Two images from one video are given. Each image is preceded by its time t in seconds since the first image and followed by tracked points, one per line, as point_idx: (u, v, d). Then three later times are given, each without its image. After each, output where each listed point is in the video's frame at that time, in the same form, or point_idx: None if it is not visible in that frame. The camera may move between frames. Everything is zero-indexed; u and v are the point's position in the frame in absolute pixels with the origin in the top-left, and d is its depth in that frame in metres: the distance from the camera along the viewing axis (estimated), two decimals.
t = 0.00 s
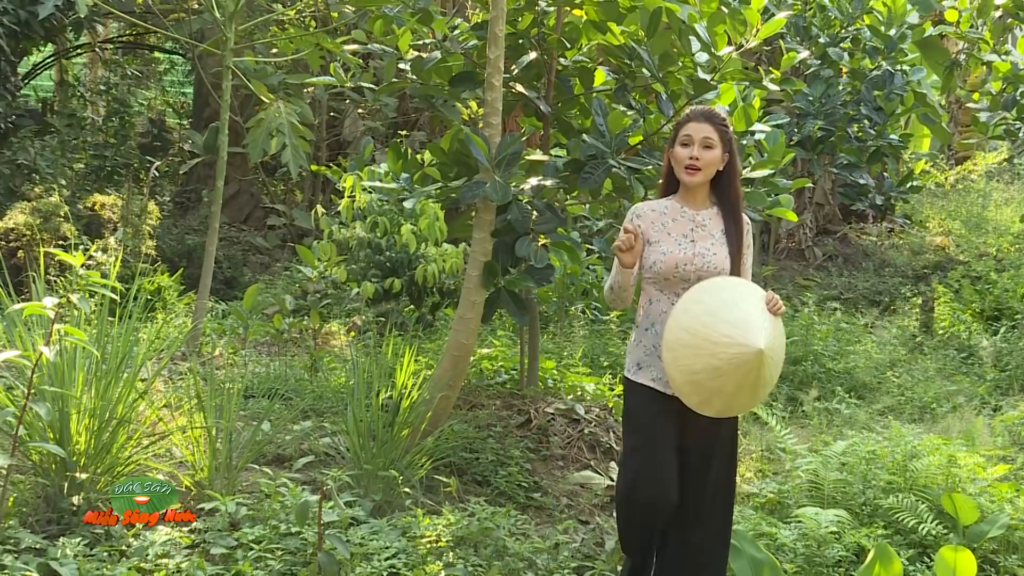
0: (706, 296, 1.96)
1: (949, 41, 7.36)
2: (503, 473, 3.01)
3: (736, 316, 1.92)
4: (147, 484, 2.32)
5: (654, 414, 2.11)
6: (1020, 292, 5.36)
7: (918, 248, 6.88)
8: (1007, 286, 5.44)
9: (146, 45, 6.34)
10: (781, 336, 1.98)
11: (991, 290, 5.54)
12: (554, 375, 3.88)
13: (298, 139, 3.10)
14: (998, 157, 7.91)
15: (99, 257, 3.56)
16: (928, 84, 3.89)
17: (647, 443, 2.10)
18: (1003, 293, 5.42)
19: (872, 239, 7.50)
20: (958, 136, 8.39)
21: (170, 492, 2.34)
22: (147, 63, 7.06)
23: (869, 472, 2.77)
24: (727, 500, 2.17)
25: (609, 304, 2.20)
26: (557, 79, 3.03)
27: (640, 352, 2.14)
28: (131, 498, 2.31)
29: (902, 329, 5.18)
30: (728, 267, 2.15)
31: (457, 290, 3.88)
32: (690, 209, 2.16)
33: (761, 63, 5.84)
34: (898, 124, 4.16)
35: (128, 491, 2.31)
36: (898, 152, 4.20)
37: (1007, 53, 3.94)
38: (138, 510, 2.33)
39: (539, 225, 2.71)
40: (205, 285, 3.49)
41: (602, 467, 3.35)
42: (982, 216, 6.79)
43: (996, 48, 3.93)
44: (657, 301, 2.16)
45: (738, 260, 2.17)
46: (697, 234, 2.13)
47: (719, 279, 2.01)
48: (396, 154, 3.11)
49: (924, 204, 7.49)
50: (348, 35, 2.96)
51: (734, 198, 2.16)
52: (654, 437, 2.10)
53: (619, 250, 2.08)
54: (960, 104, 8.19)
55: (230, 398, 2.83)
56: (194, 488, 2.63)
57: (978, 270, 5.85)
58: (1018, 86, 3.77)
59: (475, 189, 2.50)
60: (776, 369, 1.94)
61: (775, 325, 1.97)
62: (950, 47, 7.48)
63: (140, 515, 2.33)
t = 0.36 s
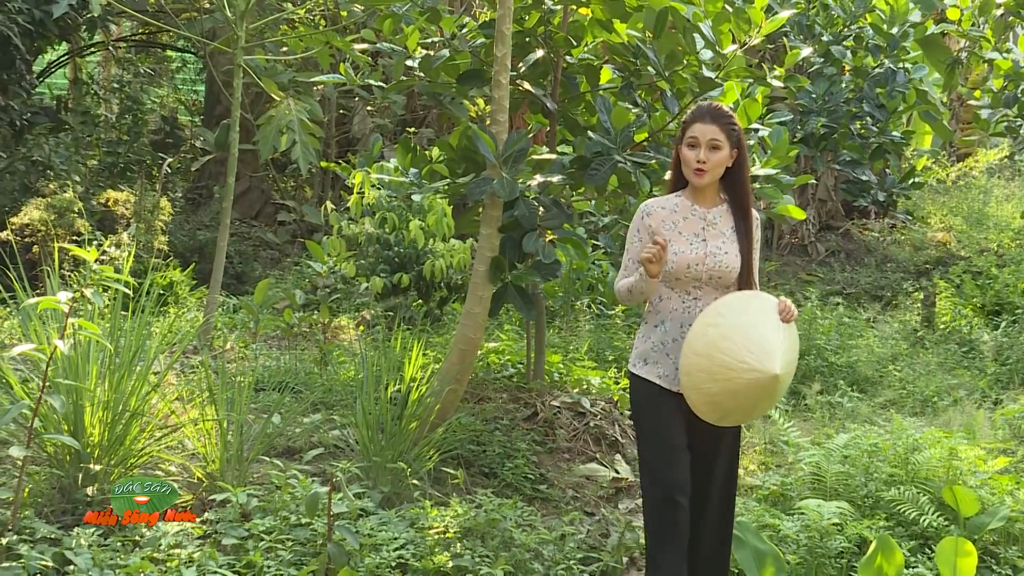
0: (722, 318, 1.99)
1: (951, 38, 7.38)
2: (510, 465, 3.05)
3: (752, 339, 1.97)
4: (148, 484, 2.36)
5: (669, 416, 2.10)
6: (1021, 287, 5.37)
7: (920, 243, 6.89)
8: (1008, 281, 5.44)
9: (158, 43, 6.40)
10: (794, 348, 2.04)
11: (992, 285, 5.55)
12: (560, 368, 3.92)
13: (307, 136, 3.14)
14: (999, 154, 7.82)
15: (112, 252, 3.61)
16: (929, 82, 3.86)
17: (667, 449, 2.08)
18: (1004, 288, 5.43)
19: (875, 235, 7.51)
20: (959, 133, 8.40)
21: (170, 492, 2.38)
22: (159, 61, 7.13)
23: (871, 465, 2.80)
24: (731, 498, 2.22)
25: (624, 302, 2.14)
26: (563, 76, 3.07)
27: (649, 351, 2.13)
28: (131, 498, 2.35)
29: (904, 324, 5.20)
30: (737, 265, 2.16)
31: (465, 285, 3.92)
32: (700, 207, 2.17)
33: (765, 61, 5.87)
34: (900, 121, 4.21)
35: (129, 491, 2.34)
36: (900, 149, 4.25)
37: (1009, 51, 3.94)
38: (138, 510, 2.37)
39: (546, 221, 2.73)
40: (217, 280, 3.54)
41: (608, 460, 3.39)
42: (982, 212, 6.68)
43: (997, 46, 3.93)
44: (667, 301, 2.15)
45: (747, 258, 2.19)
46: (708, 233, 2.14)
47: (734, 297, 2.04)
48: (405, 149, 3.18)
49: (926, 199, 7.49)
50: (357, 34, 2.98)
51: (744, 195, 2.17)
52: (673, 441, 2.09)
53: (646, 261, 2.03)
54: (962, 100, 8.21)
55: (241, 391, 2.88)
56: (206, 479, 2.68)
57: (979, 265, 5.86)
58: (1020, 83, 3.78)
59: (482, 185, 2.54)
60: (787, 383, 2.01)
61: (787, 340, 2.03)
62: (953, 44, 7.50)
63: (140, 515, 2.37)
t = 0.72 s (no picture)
0: (742, 320, 2.02)
1: (955, 38, 7.41)
2: (517, 462, 3.09)
3: (775, 337, 1.99)
4: (147, 484, 2.36)
5: (673, 420, 2.12)
6: None
7: (924, 241, 6.90)
8: (1011, 280, 5.44)
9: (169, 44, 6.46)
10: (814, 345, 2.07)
11: (996, 283, 5.55)
12: (567, 366, 3.95)
13: (317, 136, 3.17)
14: (1004, 153, 7.83)
15: (124, 251, 3.66)
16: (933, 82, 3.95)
17: (671, 451, 2.11)
18: (1007, 286, 5.43)
19: (878, 233, 7.52)
20: (963, 133, 8.41)
21: (170, 492, 2.38)
22: (171, 61, 7.20)
23: (874, 461, 2.83)
24: (739, 499, 2.23)
25: (624, 307, 2.22)
26: (571, 77, 3.10)
27: (659, 357, 2.15)
28: (131, 498, 2.36)
29: (908, 321, 5.21)
30: (743, 268, 2.17)
31: (472, 283, 3.95)
32: (704, 209, 2.18)
33: (770, 60, 5.89)
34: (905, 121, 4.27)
35: (129, 490, 2.35)
36: (904, 148, 4.30)
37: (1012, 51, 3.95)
38: (138, 510, 2.37)
39: (553, 220, 2.76)
40: (228, 278, 3.59)
41: (614, 456, 3.42)
42: (985, 210, 6.71)
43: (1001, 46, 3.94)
44: (672, 308, 2.17)
45: (752, 259, 2.20)
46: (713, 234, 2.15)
47: (752, 299, 2.07)
48: (414, 150, 3.21)
49: (930, 198, 7.49)
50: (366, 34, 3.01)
51: (747, 196, 2.19)
52: (677, 443, 2.12)
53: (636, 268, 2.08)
54: (966, 100, 8.22)
55: (251, 388, 2.92)
56: (217, 475, 2.73)
57: (983, 264, 5.86)
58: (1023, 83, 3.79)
59: (491, 183, 2.56)
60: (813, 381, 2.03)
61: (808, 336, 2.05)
62: (957, 44, 7.52)
63: (140, 515, 2.38)
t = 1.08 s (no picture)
0: (726, 301, 1.98)
1: (961, 36, 7.41)
2: (525, 456, 3.11)
3: (760, 320, 1.93)
4: (148, 484, 2.23)
5: (671, 421, 2.16)
6: None
7: (930, 238, 6.90)
8: (1017, 276, 5.43)
9: (180, 42, 6.50)
10: (812, 333, 1.97)
11: (1001, 279, 5.54)
12: (575, 361, 3.98)
13: (327, 133, 3.20)
14: (1010, 150, 7.85)
15: (137, 247, 3.70)
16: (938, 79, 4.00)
17: (667, 449, 2.16)
18: (1013, 283, 5.42)
19: (884, 230, 7.52)
20: (968, 130, 8.39)
21: (171, 492, 2.25)
22: (183, 59, 7.25)
23: (880, 456, 2.86)
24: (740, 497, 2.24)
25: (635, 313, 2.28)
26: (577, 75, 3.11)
27: (658, 356, 2.17)
28: (131, 498, 2.22)
29: (913, 317, 5.21)
30: (745, 263, 2.16)
31: (480, 279, 3.97)
32: (706, 205, 2.18)
33: (778, 58, 5.90)
34: (911, 118, 4.31)
35: (128, 490, 2.22)
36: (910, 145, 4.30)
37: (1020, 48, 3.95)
38: (138, 509, 2.25)
39: (561, 216, 2.78)
40: (239, 274, 3.62)
41: (621, 450, 3.44)
42: (992, 207, 6.76)
43: (1008, 43, 3.94)
44: (674, 306, 2.19)
45: (758, 255, 2.17)
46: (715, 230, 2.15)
47: (743, 281, 2.01)
48: (421, 149, 3.22)
49: (935, 194, 7.49)
50: (375, 32, 3.04)
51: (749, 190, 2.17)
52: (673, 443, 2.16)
53: (630, 268, 2.16)
54: (971, 98, 8.22)
55: (262, 383, 2.96)
56: (227, 469, 2.76)
57: (989, 260, 5.86)
58: None
59: (499, 180, 2.58)
60: (806, 370, 1.95)
61: (802, 322, 1.96)
62: (963, 41, 7.51)
63: (140, 514, 2.26)
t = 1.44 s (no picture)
0: (717, 272, 1.97)
1: (966, 35, 7.42)
2: (533, 451, 3.15)
3: (747, 296, 1.92)
4: (147, 484, 2.26)
5: (673, 420, 2.20)
6: None
7: (935, 235, 6.91)
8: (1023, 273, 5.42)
9: (191, 41, 6.55)
10: (799, 325, 1.94)
11: (1006, 277, 5.54)
12: (582, 357, 4.01)
13: (338, 132, 3.23)
14: (1016, 148, 7.84)
15: (150, 244, 3.75)
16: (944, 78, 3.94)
17: (668, 446, 2.22)
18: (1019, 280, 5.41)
19: (890, 227, 7.54)
20: (974, 128, 8.38)
21: (171, 492, 2.29)
22: (196, 59, 7.33)
23: (886, 452, 2.93)
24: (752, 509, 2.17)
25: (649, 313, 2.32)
26: (586, 74, 3.16)
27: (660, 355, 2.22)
28: (131, 498, 2.26)
29: (918, 314, 5.23)
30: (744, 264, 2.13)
31: (489, 276, 4.00)
32: (707, 208, 2.17)
33: (785, 56, 5.92)
34: (916, 117, 4.29)
35: (128, 490, 2.25)
36: (916, 144, 4.24)
37: None
38: (138, 510, 2.28)
39: (569, 214, 2.82)
40: (250, 271, 3.66)
41: (629, 446, 3.48)
42: (997, 205, 6.70)
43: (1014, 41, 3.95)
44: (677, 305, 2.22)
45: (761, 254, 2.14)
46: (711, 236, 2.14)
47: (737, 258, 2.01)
48: (431, 146, 3.27)
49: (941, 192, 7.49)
50: (386, 31, 3.07)
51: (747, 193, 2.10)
52: (674, 440, 2.21)
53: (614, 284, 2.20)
54: (977, 96, 8.22)
55: (273, 378, 3.00)
56: (239, 464, 2.80)
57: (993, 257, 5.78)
58: None
59: (508, 178, 2.61)
60: (784, 357, 1.91)
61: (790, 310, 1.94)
62: (968, 40, 7.53)
63: (140, 515, 2.29)
